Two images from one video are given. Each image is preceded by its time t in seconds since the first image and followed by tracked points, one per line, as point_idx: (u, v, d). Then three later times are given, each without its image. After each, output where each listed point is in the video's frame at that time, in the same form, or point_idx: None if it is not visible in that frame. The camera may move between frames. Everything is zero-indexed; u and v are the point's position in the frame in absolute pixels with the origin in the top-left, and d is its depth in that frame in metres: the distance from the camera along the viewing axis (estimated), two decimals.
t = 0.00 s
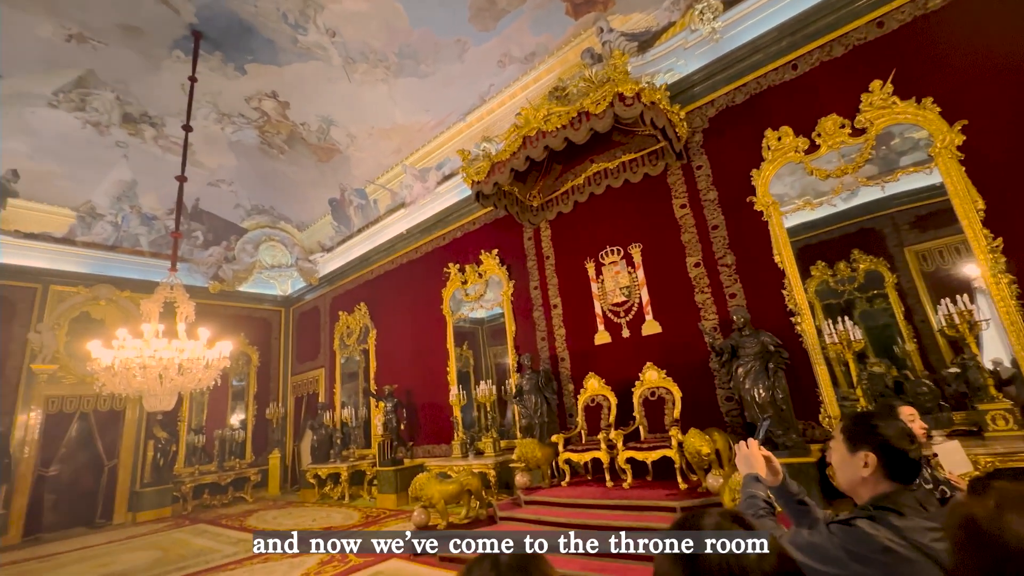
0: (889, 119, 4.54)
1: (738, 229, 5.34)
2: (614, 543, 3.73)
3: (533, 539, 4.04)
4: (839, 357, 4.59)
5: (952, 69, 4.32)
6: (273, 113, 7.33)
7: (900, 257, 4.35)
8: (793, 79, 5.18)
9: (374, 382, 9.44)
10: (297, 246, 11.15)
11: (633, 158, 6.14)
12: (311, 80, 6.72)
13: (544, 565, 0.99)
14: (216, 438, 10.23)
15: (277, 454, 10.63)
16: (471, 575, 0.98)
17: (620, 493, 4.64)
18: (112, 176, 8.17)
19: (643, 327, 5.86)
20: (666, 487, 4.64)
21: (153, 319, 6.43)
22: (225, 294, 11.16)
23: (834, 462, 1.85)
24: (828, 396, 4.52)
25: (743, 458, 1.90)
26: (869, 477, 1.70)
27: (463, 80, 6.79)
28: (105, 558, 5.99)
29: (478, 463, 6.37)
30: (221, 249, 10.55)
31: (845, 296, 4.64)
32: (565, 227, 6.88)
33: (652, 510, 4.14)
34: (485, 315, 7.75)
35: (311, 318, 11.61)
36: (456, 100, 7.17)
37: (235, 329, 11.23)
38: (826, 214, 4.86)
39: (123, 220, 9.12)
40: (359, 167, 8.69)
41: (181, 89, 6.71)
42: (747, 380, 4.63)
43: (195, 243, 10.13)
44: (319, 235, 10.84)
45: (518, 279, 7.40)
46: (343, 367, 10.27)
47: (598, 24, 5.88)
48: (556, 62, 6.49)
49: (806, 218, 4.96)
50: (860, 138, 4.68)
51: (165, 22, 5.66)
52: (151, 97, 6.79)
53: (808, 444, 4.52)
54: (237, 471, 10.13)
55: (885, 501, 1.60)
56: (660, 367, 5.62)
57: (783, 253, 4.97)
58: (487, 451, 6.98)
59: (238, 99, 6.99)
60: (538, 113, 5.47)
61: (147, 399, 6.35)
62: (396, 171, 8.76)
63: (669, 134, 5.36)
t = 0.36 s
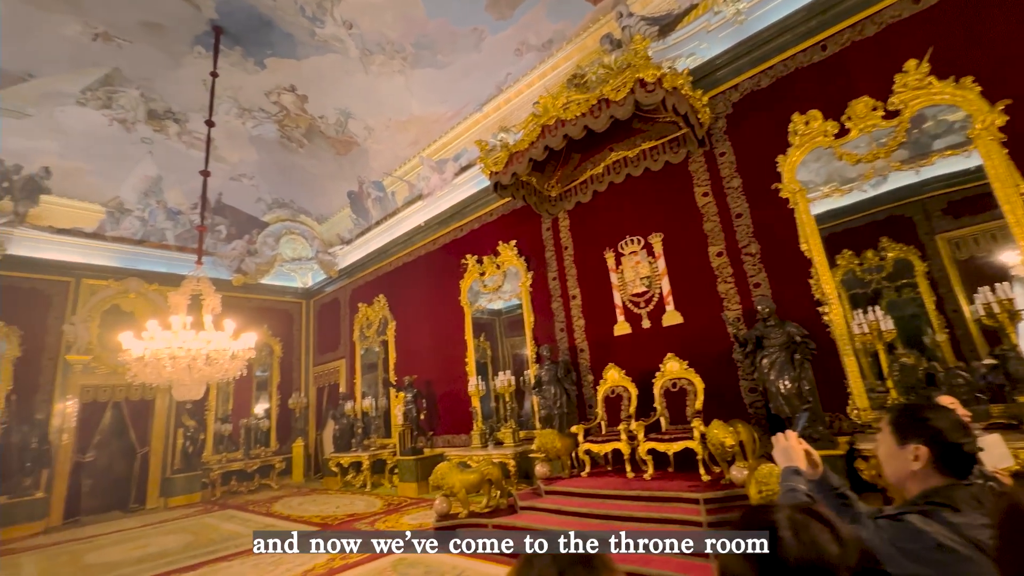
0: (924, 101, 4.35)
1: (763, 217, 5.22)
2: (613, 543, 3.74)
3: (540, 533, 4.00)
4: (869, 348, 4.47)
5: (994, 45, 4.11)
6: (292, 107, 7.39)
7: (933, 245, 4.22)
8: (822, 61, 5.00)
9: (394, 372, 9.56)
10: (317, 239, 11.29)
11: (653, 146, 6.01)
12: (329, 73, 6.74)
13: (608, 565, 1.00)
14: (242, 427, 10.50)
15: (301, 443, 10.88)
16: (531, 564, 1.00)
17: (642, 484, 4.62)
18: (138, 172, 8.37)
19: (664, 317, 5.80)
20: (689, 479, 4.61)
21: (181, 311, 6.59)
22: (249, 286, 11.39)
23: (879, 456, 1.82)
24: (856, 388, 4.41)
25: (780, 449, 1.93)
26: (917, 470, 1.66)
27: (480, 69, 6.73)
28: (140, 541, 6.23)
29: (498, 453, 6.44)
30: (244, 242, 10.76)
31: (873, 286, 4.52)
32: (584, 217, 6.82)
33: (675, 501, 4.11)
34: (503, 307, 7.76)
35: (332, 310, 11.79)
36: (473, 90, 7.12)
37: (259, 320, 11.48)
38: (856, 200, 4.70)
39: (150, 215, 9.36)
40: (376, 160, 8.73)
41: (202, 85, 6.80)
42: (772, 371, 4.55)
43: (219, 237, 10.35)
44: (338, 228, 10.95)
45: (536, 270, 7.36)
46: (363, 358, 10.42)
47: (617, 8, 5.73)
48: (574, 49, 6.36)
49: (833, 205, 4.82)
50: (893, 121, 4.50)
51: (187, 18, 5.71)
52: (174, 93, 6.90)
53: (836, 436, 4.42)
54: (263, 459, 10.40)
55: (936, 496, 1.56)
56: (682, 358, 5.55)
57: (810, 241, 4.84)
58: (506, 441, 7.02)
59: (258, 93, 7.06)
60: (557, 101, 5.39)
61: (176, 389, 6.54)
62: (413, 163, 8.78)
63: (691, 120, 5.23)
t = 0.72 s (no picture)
0: (952, 90, 4.21)
1: (782, 212, 5.12)
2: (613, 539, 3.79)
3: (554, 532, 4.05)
4: (892, 345, 4.36)
5: None
6: (307, 107, 7.47)
7: (958, 239, 4.08)
8: (844, 51, 4.87)
9: (409, 369, 9.63)
10: (333, 237, 11.42)
11: (668, 141, 5.92)
12: (344, 72, 6.79)
13: (642, 565, 0.96)
14: (261, 422, 10.70)
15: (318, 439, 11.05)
16: (563, 561, 0.96)
17: (658, 482, 4.59)
18: (160, 173, 8.55)
19: (681, 314, 5.74)
20: (706, 477, 4.56)
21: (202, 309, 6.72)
22: (267, 284, 11.58)
23: (908, 455, 1.77)
24: (879, 386, 4.32)
25: (805, 449, 1.96)
26: (949, 471, 1.62)
27: (493, 66, 6.71)
28: (165, 533, 6.40)
29: (513, 450, 6.48)
30: (262, 241, 10.94)
31: (896, 281, 4.42)
32: (599, 213, 6.78)
33: (691, 499, 4.08)
34: (517, 304, 7.76)
35: (347, 307, 11.92)
36: (487, 87, 7.10)
37: (277, 318, 11.67)
38: (880, 193, 4.58)
39: (172, 215, 9.57)
40: (391, 158, 8.79)
41: (220, 86, 6.90)
42: (791, 368, 4.47)
43: (238, 236, 10.53)
44: (353, 226, 11.06)
45: (551, 267, 7.34)
46: (379, 354, 10.52)
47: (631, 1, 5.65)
48: (588, 44, 6.28)
49: (854, 199, 4.71)
50: (918, 112, 4.37)
51: (204, 21, 5.80)
52: (193, 95, 7.02)
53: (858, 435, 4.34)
54: (281, 454, 10.58)
55: (970, 497, 1.52)
56: (699, 356, 5.49)
57: (831, 236, 4.73)
58: (521, 438, 7.03)
59: (275, 94, 7.14)
60: (571, 97, 5.36)
61: (198, 385, 6.68)
62: (427, 161, 8.82)
63: (708, 114, 5.15)
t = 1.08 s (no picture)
0: (985, 78, 4.05)
1: (804, 207, 5.01)
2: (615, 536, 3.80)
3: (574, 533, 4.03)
4: (921, 343, 4.23)
5: None
6: (325, 108, 7.57)
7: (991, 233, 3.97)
8: (869, 41, 4.73)
9: (425, 367, 9.71)
10: (351, 236, 11.57)
11: (686, 136, 5.83)
12: (361, 73, 6.86)
13: (667, 565, 0.95)
14: (283, 418, 10.92)
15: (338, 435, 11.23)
16: (585, 560, 0.96)
17: (677, 481, 4.54)
18: (184, 175, 8.78)
19: (699, 312, 5.67)
20: (725, 477, 4.50)
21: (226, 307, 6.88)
22: (287, 283, 11.80)
23: (935, 457, 1.73)
24: (907, 386, 4.20)
25: (827, 450, 1.93)
26: (980, 474, 1.57)
27: (508, 64, 6.71)
28: (191, 525, 6.60)
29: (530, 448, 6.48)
30: (283, 241, 11.15)
31: (924, 277, 4.29)
32: (615, 210, 6.73)
33: (711, 499, 4.04)
34: (533, 302, 7.75)
35: (365, 306, 12.06)
36: (502, 85, 7.10)
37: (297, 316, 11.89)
38: (907, 187, 4.45)
39: (195, 216, 9.83)
40: (407, 157, 8.86)
41: (241, 89, 7.03)
42: (814, 367, 4.38)
43: (259, 236, 10.75)
44: (370, 225, 11.19)
45: (567, 264, 7.31)
46: (396, 352, 10.64)
47: None
48: (604, 39, 6.22)
49: (880, 193, 4.59)
50: (948, 102, 4.23)
51: (226, 25, 5.92)
52: (215, 98, 7.17)
53: (884, 435, 4.23)
54: (302, 449, 10.79)
55: (1005, 501, 1.48)
56: (718, 354, 5.41)
57: (856, 231, 4.61)
58: (537, 436, 7.04)
59: (294, 96, 7.26)
60: (587, 93, 5.32)
61: (223, 381, 6.85)
62: (443, 159, 8.87)
63: (727, 108, 5.06)
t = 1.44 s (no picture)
0: (1014, 67, 3.92)
1: (824, 203, 4.91)
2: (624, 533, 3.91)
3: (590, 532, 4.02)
4: (946, 341, 4.12)
5: None
6: (340, 109, 7.65)
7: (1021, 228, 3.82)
8: (892, 31, 4.61)
9: (440, 365, 9.76)
10: (366, 235, 11.68)
11: (702, 132, 5.75)
12: (375, 73, 6.91)
13: (685, 564, 0.95)
14: (300, 415, 11.10)
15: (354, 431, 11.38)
16: (602, 557, 0.96)
17: (693, 480, 4.51)
18: (204, 176, 8.97)
19: (715, 309, 5.60)
20: (743, 477, 4.44)
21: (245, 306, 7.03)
22: (304, 282, 11.98)
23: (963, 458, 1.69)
24: (931, 384, 4.09)
25: (849, 449, 1.90)
26: (1011, 477, 1.53)
27: (521, 61, 6.69)
28: (213, 519, 6.75)
29: (544, 446, 6.49)
30: (299, 240, 11.32)
31: (950, 273, 4.17)
32: (629, 207, 6.68)
33: (728, 498, 3.99)
34: (547, 300, 7.74)
35: (380, 304, 12.17)
36: (515, 83, 7.09)
37: (314, 314, 12.07)
38: (931, 181, 4.33)
39: (215, 217, 10.03)
40: (421, 156, 8.92)
41: (258, 91, 7.14)
42: (834, 366, 4.30)
43: (276, 235, 10.93)
44: (385, 225, 11.29)
45: (581, 262, 7.28)
46: (411, 350, 10.72)
47: None
48: (618, 35, 6.16)
49: (903, 187, 4.47)
50: (976, 93, 4.10)
51: (244, 29, 6.01)
52: (233, 101, 7.30)
53: (907, 436, 4.13)
54: (320, 445, 10.95)
55: None
56: (735, 352, 5.34)
57: (878, 227, 4.50)
58: (552, 434, 7.04)
59: (310, 97, 7.35)
60: (600, 89, 5.27)
61: (242, 378, 6.99)
62: (456, 158, 8.90)
63: (744, 102, 4.98)
